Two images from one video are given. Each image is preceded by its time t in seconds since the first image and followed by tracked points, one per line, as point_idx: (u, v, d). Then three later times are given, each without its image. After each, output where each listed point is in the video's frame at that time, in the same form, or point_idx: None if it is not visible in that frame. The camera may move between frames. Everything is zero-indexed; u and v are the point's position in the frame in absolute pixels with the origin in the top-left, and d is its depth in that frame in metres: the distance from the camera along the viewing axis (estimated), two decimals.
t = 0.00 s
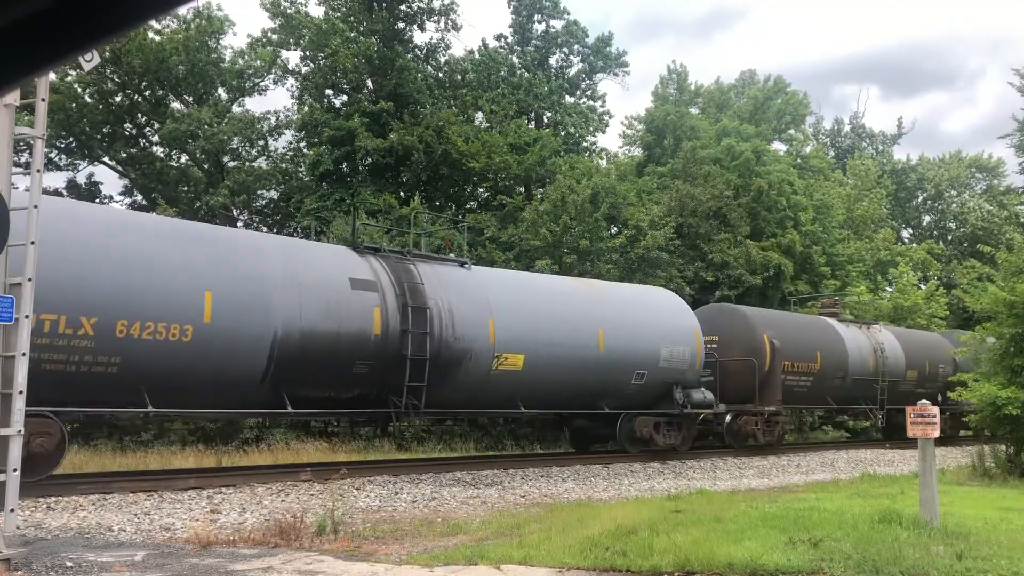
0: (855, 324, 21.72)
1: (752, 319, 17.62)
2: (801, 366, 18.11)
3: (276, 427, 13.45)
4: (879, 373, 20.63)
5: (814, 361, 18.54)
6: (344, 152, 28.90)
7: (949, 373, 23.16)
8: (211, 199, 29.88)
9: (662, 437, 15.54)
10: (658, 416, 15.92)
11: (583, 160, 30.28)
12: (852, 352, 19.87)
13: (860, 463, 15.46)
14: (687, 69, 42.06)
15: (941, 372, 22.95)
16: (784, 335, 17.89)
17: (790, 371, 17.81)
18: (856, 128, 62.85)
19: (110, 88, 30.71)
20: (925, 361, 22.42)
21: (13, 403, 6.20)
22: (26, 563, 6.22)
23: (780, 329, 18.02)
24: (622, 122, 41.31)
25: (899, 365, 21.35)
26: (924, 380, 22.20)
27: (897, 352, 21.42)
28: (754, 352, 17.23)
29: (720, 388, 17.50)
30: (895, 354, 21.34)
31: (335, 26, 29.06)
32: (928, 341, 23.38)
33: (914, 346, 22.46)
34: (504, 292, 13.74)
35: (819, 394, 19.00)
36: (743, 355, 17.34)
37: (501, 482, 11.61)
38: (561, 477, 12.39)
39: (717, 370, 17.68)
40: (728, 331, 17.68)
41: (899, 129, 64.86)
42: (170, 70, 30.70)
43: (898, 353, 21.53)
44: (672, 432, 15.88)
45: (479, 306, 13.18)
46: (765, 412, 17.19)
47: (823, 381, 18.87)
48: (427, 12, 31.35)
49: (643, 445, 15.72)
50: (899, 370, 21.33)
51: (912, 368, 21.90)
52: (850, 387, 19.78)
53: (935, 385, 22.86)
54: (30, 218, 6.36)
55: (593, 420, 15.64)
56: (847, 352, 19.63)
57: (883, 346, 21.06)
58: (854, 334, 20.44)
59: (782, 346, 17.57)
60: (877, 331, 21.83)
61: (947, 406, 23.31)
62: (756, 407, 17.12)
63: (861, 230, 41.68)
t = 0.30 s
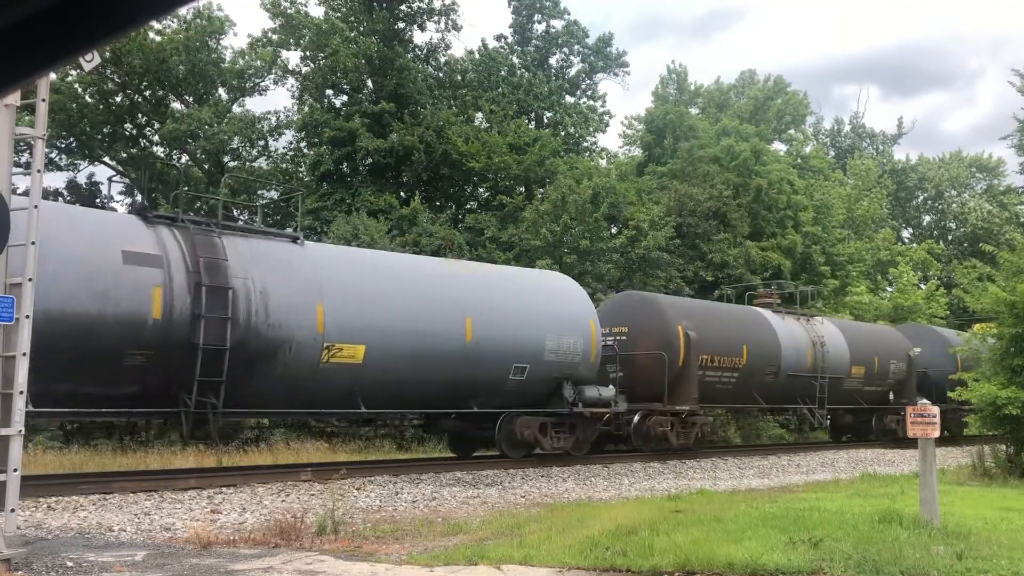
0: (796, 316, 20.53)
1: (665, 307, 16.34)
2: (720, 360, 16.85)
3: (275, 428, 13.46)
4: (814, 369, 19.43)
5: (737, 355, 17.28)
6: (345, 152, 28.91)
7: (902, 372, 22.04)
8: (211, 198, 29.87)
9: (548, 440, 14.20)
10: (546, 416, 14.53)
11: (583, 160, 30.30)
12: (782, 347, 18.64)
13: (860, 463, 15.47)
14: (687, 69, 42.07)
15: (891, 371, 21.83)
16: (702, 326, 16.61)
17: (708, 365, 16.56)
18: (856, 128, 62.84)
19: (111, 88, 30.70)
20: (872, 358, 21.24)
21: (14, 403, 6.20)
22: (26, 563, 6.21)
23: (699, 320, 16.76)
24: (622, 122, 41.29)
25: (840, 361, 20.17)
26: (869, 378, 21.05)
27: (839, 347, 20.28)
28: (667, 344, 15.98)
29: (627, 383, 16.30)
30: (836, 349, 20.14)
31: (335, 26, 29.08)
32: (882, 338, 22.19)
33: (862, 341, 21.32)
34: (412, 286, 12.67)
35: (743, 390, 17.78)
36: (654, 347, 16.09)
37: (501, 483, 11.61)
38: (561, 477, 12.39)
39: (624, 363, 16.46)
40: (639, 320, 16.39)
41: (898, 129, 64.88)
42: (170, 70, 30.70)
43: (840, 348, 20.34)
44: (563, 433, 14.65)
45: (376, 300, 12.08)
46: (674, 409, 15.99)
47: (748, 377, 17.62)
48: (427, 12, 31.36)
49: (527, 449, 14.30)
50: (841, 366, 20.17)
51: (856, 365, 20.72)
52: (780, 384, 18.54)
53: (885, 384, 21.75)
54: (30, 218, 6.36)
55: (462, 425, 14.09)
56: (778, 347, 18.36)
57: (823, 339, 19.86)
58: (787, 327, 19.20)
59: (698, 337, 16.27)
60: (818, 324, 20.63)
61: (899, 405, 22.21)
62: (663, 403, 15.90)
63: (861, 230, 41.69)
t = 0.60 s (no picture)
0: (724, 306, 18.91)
1: (557, 295, 14.80)
2: (620, 354, 15.37)
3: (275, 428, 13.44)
4: (738, 364, 17.85)
5: (643, 348, 15.79)
6: (345, 153, 28.89)
7: (846, 368, 20.43)
8: (211, 198, 29.87)
9: (398, 444, 12.38)
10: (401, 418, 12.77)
11: (583, 160, 30.30)
12: (700, 339, 17.09)
13: (861, 463, 15.46)
14: (687, 69, 42.06)
15: (834, 369, 20.23)
16: (598, 315, 15.14)
17: (605, 359, 15.15)
18: (857, 127, 62.80)
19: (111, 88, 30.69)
20: (811, 354, 19.68)
21: (14, 404, 6.19)
22: (27, 563, 6.21)
23: (597, 311, 15.25)
24: (622, 122, 41.29)
25: (771, 356, 18.56)
26: (806, 376, 19.51)
27: (770, 341, 18.66)
28: (555, 336, 14.49)
29: (513, 377, 14.83)
30: (766, 343, 18.54)
31: (335, 26, 29.10)
32: (826, 331, 20.62)
33: (801, 335, 19.72)
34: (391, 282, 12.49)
35: (653, 386, 16.30)
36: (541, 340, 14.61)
37: (501, 483, 11.60)
38: (562, 477, 12.38)
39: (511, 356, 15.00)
40: (526, 309, 14.85)
41: (898, 129, 64.87)
42: (171, 70, 30.70)
43: (770, 342, 18.72)
44: (422, 438, 12.83)
45: (363, 300, 11.96)
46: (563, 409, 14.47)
47: (655, 372, 16.14)
48: (427, 12, 31.35)
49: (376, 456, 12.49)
50: (772, 362, 18.56)
51: (790, 360, 19.10)
52: (697, 379, 17.02)
53: (828, 382, 20.20)
54: (30, 219, 6.36)
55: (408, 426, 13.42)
56: (695, 340, 16.83)
57: (750, 332, 18.25)
58: (707, 317, 17.58)
59: (593, 326, 14.87)
60: (748, 314, 19.01)
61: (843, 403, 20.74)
62: (549, 402, 14.42)
63: (862, 229, 41.68)
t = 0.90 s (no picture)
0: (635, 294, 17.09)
1: (419, 280, 12.96)
2: (496, 345, 13.50)
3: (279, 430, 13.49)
4: (646, 357, 15.99)
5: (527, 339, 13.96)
6: (346, 153, 28.87)
7: (777, 364, 18.67)
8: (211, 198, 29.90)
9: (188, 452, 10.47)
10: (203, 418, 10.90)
11: (583, 161, 30.31)
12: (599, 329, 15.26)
13: (861, 463, 15.46)
14: (687, 69, 42.06)
15: (763, 365, 18.45)
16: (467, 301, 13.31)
17: (476, 351, 13.29)
18: (857, 127, 62.79)
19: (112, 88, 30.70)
20: (736, 348, 17.92)
21: (14, 404, 6.19)
22: (27, 564, 6.20)
23: (469, 297, 13.42)
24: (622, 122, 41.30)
25: (687, 349, 16.73)
26: (729, 373, 17.71)
27: (686, 334, 16.82)
28: (413, 324, 12.67)
29: (367, 371, 12.99)
30: (680, 335, 16.70)
31: (335, 26, 29.12)
32: (758, 324, 18.89)
33: (727, 328, 17.95)
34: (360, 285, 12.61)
35: (542, 383, 14.46)
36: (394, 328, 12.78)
37: (502, 483, 11.60)
38: (562, 477, 12.39)
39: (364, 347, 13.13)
40: (384, 294, 12.97)
41: (899, 129, 64.89)
42: (171, 70, 30.72)
43: (685, 334, 16.87)
44: (225, 443, 10.88)
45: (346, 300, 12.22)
46: (419, 408, 12.56)
47: (543, 367, 14.31)
48: (427, 12, 31.35)
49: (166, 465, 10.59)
50: (687, 356, 16.73)
51: (710, 354, 17.30)
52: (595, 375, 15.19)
53: (759, 380, 18.47)
54: (30, 220, 6.35)
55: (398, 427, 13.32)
56: (592, 330, 15.00)
57: (661, 322, 16.40)
58: (608, 305, 15.72)
59: (460, 313, 13.05)
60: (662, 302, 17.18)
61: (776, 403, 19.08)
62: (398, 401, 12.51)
63: (862, 229, 41.68)
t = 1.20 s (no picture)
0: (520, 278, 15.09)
1: (226, 259, 10.85)
2: (324, 334, 11.49)
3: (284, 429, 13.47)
4: (527, 349, 14.05)
5: (370, 327, 11.98)
6: (346, 153, 28.85)
7: (691, 357, 16.94)
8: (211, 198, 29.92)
9: None
10: None
11: (583, 161, 30.32)
12: (468, 318, 13.32)
13: (862, 463, 15.45)
14: (687, 69, 42.07)
15: (673, 359, 16.62)
16: (285, 282, 11.24)
17: (301, 340, 11.29)
18: (857, 127, 62.78)
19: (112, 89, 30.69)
20: (641, 339, 16.04)
21: (14, 404, 6.20)
22: (27, 564, 6.20)
23: (295, 278, 11.37)
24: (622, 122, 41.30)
25: (579, 341, 14.80)
26: (631, 368, 15.82)
27: (578, 324, 14.90)
28: (216, 307, 10.58)
29: (165, 364, 10.87)
30: (568, 325, 14.74)
31: (336, 26, 29.14)
32: (670, 313, 17.02)
33: (632, 318, 16.07)
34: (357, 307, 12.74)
35: (397, 379, 12.55)
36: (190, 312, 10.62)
37: (502, 483, 11.60)
38: (562, 477, 12.38)
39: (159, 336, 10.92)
40: (183, 275, 10.77)
41: (899, 129, 64.91)
42: (171, 71, 30.72)
43: (576, 323, 14.94)
44: None
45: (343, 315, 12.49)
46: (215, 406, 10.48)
47: (391, 358, 12.36)
48: (427, 12, 31.34)
49: None
50: (580, 349, 14.82)
51: (607, 346, 15.39)
52: (464, 368, 13.29)
53: (671, 375, 16.58)
54: (30, 219, 6.34)
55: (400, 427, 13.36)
56: (458, 316, 13.09)
57: (547, 310, 14.44)
58: (477, 288, 13.74)
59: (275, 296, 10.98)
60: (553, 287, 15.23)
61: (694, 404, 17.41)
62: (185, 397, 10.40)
63: (862, 230, 41.67)
